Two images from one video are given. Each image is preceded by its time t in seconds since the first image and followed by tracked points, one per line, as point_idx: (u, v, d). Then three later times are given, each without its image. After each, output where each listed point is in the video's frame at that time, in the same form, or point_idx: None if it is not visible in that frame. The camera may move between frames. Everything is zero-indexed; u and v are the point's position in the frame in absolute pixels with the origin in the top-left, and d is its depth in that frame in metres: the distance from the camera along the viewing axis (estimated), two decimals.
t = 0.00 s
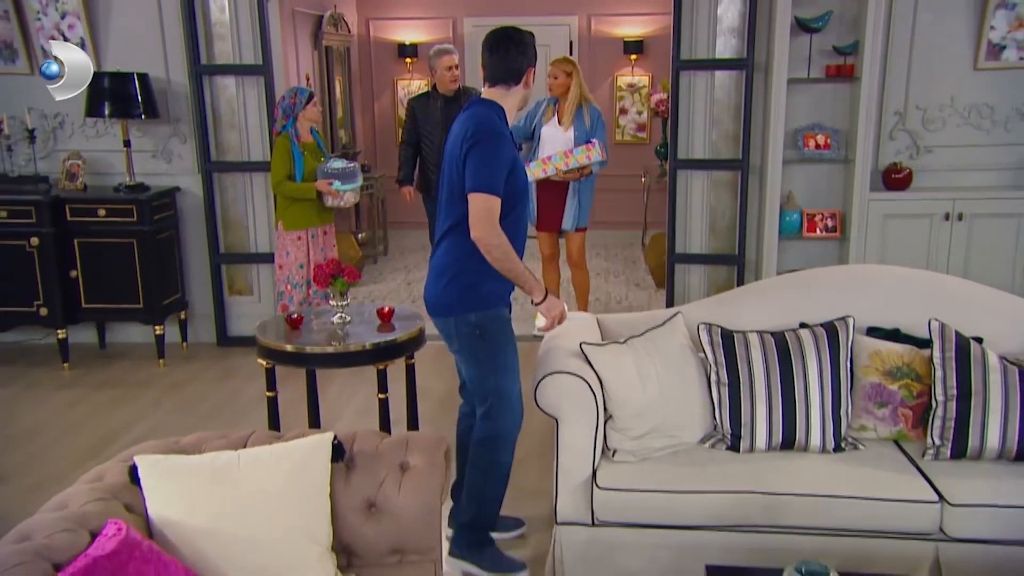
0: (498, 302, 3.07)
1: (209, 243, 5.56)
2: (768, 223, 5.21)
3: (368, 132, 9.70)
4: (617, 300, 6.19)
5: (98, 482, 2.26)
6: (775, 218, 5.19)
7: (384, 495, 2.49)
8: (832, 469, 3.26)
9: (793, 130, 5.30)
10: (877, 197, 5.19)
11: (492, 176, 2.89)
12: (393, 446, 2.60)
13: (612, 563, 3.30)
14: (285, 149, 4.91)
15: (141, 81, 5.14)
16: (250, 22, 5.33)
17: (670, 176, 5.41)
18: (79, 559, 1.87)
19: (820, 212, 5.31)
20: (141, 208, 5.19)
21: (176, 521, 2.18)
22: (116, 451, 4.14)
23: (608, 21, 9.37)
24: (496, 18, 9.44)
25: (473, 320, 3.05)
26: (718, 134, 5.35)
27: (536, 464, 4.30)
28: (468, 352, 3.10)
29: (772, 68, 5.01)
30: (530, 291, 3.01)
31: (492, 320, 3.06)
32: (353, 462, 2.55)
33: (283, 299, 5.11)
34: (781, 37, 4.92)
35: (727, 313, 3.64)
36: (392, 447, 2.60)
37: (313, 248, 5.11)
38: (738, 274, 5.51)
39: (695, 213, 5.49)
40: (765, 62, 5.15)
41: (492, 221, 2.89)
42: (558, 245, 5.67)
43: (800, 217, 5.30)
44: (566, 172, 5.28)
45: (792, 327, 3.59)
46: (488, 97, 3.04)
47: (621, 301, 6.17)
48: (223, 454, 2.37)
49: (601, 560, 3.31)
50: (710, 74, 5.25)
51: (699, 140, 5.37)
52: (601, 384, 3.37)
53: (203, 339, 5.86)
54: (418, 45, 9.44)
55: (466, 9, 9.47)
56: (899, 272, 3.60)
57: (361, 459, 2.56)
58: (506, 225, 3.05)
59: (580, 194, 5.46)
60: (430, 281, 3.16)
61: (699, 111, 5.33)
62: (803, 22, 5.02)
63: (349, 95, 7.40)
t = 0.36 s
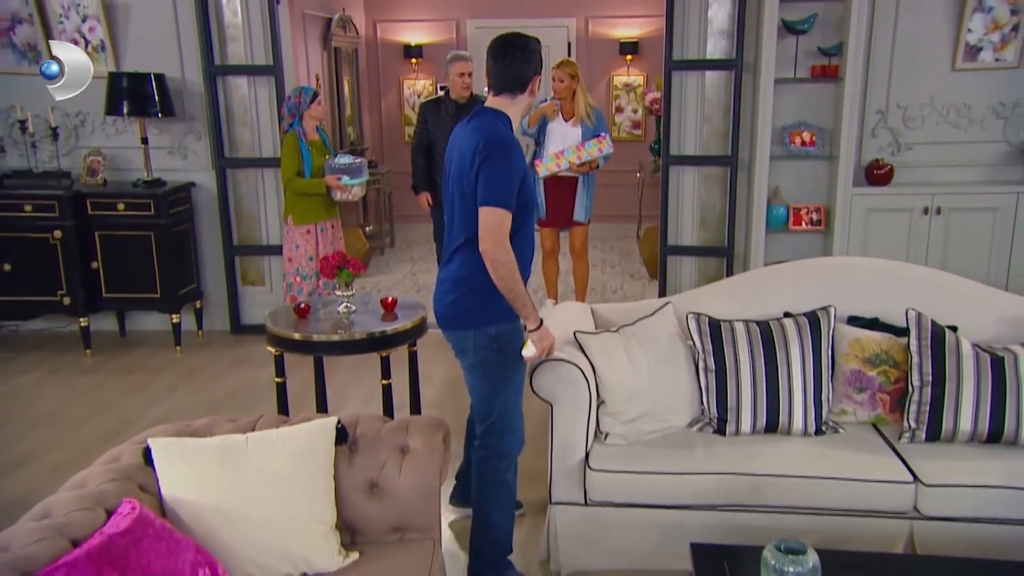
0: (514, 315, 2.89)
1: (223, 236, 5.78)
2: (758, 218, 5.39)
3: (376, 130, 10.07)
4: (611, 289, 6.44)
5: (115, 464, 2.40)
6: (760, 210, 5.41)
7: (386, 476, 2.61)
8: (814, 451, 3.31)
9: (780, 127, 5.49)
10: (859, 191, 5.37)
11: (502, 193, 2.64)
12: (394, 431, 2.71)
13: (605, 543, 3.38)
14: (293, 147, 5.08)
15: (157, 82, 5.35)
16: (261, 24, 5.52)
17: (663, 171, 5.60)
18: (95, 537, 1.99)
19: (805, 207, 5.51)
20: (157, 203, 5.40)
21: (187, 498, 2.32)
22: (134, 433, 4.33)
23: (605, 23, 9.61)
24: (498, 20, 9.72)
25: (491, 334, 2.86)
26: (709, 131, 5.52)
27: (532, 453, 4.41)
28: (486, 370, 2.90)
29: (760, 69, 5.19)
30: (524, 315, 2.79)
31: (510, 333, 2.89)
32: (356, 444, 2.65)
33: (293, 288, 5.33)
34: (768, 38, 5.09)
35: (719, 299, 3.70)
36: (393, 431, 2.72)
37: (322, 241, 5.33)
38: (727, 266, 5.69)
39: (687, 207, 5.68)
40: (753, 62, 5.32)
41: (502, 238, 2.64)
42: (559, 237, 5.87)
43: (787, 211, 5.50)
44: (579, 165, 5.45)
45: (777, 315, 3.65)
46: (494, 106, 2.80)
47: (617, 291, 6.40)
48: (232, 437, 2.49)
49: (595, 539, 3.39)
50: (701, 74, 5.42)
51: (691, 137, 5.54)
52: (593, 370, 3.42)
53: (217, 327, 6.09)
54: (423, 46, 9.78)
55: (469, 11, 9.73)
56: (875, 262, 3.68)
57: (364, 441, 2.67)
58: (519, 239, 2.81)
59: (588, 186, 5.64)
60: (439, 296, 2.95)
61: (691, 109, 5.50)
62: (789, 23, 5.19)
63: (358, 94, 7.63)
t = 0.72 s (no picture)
0: (513, 313, 2.89)
1: (229, 229, 5.99)
2: (740, 213, 5.62)
3: (377, 128, 10.31)
4: (602, 280, 6.66)
5: (120, 448, 2.54)
6: (743, 206, 5.61)
7: (380, 459, 2.79)
8: (790, 434, 3.41)
9: (761, 125, 5.70)
10: (839, 186, 5.55)
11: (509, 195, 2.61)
12: (388, 416, 2.91)
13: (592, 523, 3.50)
14: (290, 145, 5.27)
15: (166, 82, 5.54)
16: (264, 26, 5.71)
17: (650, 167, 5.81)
18: (100, 518, 2.08)
19: (786, 201, 5.73)
20: (167, 197, 5.59)
21: (190, 480, 2.47)
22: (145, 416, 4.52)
23: (596, 25, 9.91)
24: (494, 21, 9.99)
25: (493, 334, 2.85)
26: (694, 129, 5.75)
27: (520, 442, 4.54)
28: (485, 370, 2.90)
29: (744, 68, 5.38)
30: (532, 310, 2.79)
31: (511, 332, 2.89)
32: (352, 429, 2.84)
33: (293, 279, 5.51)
34: (750, 40, 5.27)
35: (700, 290, 3.79)
36: (388, 417, 2.91)
37: (321, 234, 5.51)
38: (711, 259, 5.94)
39: (672, 203, 5.91)
40: (736, 63, 5.54)
41: (511, 238, 2.64)
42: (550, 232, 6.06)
43: (769, 205, 5.68)
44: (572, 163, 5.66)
45: (757, 305, 3.74)
46: (493, 103, 2.71)
47: (608, 282, 6.62)
48: (234, 421, 2.65)
49: (581, 520, 3.49)
50: (687, 74, 5.63)
51: (677, 134, 5.77)
52: (581, 357, 3.52)
53: (225, 317, 6.30)
54: (422, 47, 10.02)
55: (466, 13, 10.00)
56: (847, 254, 3.78)
57: (360, 426, 2.86)
58: (521, 236, 2.80)
59: (580, 182, 5.85)
60: (436, 296, 2.91)
61: (677, 107, 5.72)
62: (771, 26, 5.39)
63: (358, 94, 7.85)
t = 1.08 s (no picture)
0: (501, 307, 2.99)
1: (230, 222, 6.17)
2: (720, 208, 5.87)
3: (373, 125, 10.51)
4: (589, 270, 6.85)
5: (118, 433, 2.71)
6: (723, 198, 5.85)
7: (369, 443, 2.97)
8: (763, 417, 3.56)
9: (740, 121, 5.91)
10: (816, 181, 5.77)
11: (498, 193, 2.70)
12: (377, 403, 3.09)
13: (574, 502, 3.66)
14: (283, 141, 5.47)
15: (167, 81, 5.70)
16: (262, 26, 5.87)
17: (634, 162, 6.04)
18: (96, 499, 2.22)
19: (764, 194, 5.95)
20: (168, 191, 5.76)
21: (184, 464, 2.62)
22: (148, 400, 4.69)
23: (583, 25, 10.12)
24: (487, 21, 10.20)
25: (481, 328, 2.95)
26: (676, 125, 5.98)
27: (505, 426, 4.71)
28: (474, 361, 3.01)
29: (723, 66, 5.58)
30: (521, 307, 2.87)
31: (500, 324, 3.00)
32: (342, 414, 3.02)
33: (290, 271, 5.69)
34: (731, 39, 5.46)
35: (679, 280, 3.95)
36: (376, 403, 3.09)
37: (315, 228, 5.67)
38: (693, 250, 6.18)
39: (655, 196, 6.16)
40: (716, 61, 5.75)
41: (498, 237, 2.72)
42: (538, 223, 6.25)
43: (747, 199, 5.92)
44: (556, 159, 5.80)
45: (733, 294, 3.91)
46: (480, 102, 2.78)
47: (595, 273, 6.81)
48: (228, 407, 2.82)
49: (564, 500, 3.66)
50: (669, 72, 5.86)
51: (660, 130, 6.00)
52: (564, 345, 3.67)
53: (225, 306, 6.48)
54: (416, 46, 10.22)
55: (459, 13, 10.21)
56: (818, 245, 3.94)
57: (350, 412, 3.04)
58: (508, 232, 2.89)
59: (566, 176, 6.00)
60: (425, 289, 3.01)
61: (659, 104, 5.95)
62: (750, 26, 5.59)
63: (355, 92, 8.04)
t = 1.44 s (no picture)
0: (483, 297, 3.12)
1: (227, 216, 6.30)
2: (703, 202, 6.01)
3: (369, 121, 10.66)
4: (578, 262, 6.99)
5: (111, 422, 2.83)
6: (705, 191, 5.98)
7: (356, 430, 3.10)
8: (740, 404, 3.67)
9: (723, 117, 6.03)
10: (795, 175, 5.92)
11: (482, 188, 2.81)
12: (364, 391, 3.22)
13: (556, 486, 3.78)
14: (278, 135, 5.58)
15: (165, 78, 5.83)
16: (256, 23, 5.99)
17: (620, 156, 6.15)
18: (88, 485, 2.34)
19: (747, 188, 6.06)
20: (166, 185, 5.88)
21: (175, 450, 2.75)
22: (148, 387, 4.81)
23: (572, 24, 10.24)
24: (479, 18, 10.34)
25: (466, 318, 3.08)
26: (661, 120, 6.11)
27: (491, 413, 4.83)
28: (459, 349, 3.13)
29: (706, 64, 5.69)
30: (503, 298, 3.00)
31: (483, 315, 3.12)
32: (330, 402, 3.15)
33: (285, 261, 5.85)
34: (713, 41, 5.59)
35: (661, 272, 4.07)
36: (364, 391, 3.22)
37: (309, 220, 5.80)
38: (677, 242, 6.33)
39: (640, 189, 6.29)
40: (699, 58, 5.87)
41: (483, 230, 2.84)
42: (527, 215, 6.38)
43: (730, 192, 6.03)
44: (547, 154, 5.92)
45: (714, 285, 4.02)
46: (463, 100, 2.89)
47: (584, 265, 6.95)
48: (218, 397, 2.94)
49: (548, 484, 3.78)
50: (653, 69, 5.98)
51: (645, 126, 6.13)
52: (548, 335, 3.77)
53: (224, 297, 6.62)
54: (410, 43, 10.35)
55: (452, 11, 10.36)
56: (794, 237, 4.06)
57: (338, 400, 3.17)
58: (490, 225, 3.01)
59: (555, 171, 6.12)
60: (410, 281, 3.12)
61: (644, 100, 6.07)
62: (731, 25, 5.71)
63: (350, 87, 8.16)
